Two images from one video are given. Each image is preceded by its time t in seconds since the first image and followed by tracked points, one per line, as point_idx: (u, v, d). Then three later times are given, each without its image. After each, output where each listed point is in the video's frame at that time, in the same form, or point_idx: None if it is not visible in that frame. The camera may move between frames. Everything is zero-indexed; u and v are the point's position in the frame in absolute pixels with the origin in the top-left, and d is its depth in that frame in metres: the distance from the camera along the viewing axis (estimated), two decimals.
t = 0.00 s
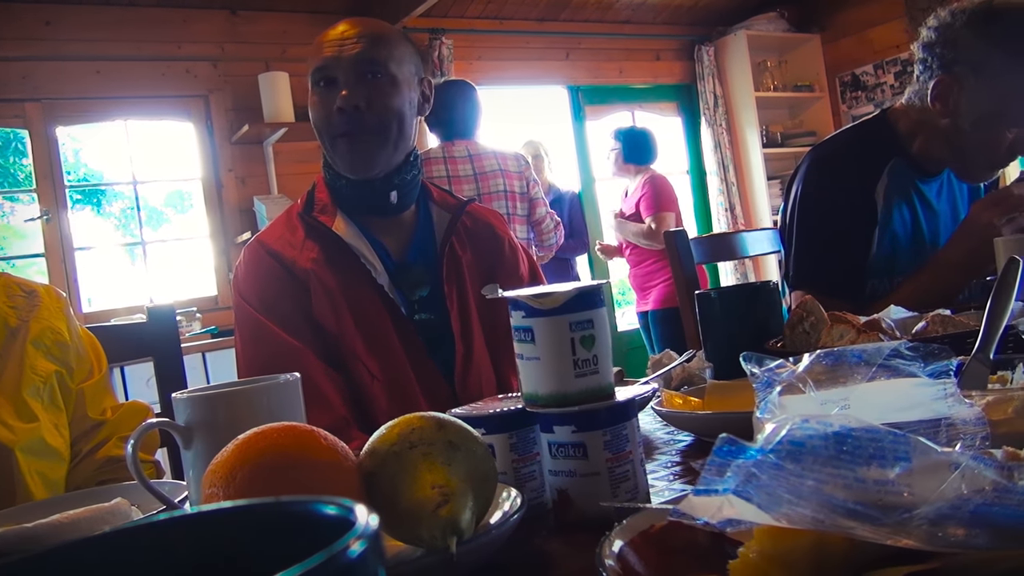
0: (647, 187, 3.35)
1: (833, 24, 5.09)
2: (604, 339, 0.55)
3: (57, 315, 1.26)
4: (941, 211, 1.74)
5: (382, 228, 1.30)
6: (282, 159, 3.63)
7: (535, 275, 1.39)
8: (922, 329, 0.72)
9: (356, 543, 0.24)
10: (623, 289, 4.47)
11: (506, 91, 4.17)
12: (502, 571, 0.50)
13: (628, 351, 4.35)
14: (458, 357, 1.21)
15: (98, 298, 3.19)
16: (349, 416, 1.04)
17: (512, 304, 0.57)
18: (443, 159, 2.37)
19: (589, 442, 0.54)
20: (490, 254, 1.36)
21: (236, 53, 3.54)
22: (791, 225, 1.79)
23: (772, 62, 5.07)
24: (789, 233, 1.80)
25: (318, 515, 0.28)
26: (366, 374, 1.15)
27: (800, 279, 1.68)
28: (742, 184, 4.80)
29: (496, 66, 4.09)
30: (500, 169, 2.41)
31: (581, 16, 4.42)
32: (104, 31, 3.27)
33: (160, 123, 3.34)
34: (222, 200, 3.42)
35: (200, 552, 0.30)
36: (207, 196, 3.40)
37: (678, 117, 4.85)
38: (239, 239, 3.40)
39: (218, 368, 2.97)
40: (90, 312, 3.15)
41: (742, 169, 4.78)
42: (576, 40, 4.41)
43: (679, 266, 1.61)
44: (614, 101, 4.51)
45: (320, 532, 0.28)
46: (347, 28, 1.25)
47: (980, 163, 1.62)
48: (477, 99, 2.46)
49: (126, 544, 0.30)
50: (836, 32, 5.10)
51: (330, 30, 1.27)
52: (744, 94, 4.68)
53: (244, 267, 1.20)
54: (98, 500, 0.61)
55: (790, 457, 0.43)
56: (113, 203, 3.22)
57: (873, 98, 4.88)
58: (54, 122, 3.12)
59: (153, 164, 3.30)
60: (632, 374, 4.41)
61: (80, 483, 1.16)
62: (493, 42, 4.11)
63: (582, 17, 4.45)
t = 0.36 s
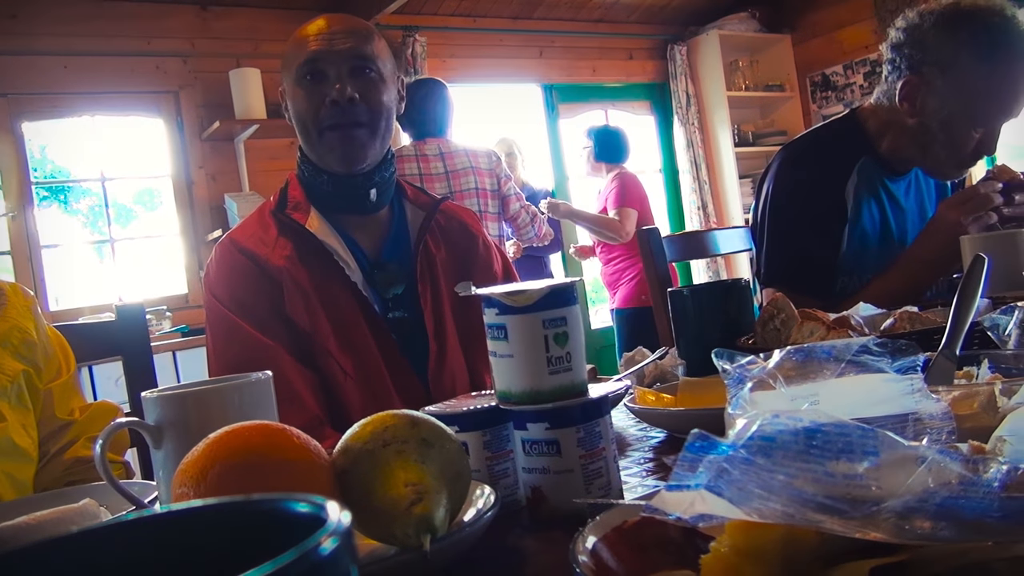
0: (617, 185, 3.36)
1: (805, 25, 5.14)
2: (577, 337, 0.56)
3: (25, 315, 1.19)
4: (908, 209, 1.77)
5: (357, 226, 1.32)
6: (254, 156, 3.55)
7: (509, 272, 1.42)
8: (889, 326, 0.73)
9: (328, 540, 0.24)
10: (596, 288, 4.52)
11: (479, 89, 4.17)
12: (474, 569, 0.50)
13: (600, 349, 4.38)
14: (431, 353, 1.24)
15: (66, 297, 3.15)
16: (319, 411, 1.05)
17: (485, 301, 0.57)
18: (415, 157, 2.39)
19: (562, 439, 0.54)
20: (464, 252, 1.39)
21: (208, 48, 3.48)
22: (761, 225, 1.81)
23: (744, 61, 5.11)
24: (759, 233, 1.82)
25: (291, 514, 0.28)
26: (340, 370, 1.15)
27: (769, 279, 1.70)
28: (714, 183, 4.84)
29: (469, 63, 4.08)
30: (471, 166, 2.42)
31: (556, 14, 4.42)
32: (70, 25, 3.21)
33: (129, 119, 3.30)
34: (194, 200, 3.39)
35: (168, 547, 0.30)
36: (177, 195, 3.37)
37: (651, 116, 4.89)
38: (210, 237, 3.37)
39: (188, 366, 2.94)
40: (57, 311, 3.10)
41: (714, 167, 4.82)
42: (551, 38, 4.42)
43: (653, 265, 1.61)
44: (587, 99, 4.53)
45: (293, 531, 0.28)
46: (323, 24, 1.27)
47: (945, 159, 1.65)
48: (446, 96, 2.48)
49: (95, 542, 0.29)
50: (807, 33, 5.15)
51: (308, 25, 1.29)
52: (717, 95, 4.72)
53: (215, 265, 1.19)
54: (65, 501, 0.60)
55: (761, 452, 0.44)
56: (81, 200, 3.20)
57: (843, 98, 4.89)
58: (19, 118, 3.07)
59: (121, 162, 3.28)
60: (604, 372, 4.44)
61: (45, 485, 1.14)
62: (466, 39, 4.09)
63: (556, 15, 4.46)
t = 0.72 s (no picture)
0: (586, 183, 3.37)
1: (771, 25, 5.19)
2: (547, 335, 0.56)
3: None
4: (873, 207, 1.81)
5: (329, 223, 1.32)
6: (223, 154, 3.52)
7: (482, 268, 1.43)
8: (855, 323, 0.74)
9: (296, 537, 0.24)
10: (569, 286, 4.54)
11: (449, 86, 4.16)
12: (446, 567, 0.50)
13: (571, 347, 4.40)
14: (405, 349, 1.24)
15: (29, 297, 3.09)
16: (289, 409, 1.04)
17: (456, 299, 0.57)
18: (384, 156, 2.42)
19: (533, 436, 0.54)
20: (436, 248, 1.39)
21: (174, 45, 3.44)
22: (730, 224, 1.83)
23: (712, 61, 5.15)
24: (728, 232, 1.84)
25: (259, 512, 0.28)
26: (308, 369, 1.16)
27: (739, 275, 1.71)
28: (684, 183, 4.88)
29: (438, 61, 4.08)
30: (440, 166, 2.47)
31: (526, 12, 4.43)
32: (31, 20, 3.16)
33: (93, 116, 3.25)
34: (160, 199, 3.33)
35: (155, 546, 0.29)
36: (144, 193, 3.32)
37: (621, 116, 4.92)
38: (177, 235, 3.32)
39: (155, 366, 2.90)
40: (20, 311, 3.05)
41: (684, 166, 4.86)
42: (521, 36, 4.42)
43: (622, 264, 1.62)
44: (557, 98, 4.55)
45: (262, 529, 0.28)
46: (290, 22, 1.28)
47: (907, 156, 1.67)
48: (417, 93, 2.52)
49: (56, 544, 0.29)
50: (775, 33, 5.19)
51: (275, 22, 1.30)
52: (687, 94, 4.77)
53: (183, 262, 1.20)
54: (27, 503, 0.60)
55: (729, 448, 0.42)
56: (45, 198, 3.15)
57: (810, 98, 4.94)
58: None
59: (87, 160, 3.22)
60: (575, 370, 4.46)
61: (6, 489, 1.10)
62: (438, 37, 4.09)
63: (526, 14, 4.46)
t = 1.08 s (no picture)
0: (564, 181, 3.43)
1: (740, 28, 5.25)
2: (519, 335, 0.56)
3: None
4: (841, 208, 1.83)
5: (298, 223, 1.36)
6: (191, 153, 3.45)
7: (451, 268, 1.49)
8: (823, 323, 0.76)
9: (264, 538, 0.24)
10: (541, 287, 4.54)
11: (421, 87, 4.15)
12: (417, 567, 0.50)
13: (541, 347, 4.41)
14: (374, 350, 1.30)
15: None
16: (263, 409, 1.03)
17: (428, 299, 0.57)
18: (356, 157, 2.44)
19: (505, 436, 0.54)
20: (405, 247, 1.44)
21: (141, 42, 3.38)
22: (701, 223, 1.85)
23: (683, 63, 5.19)
24: (700, 232, 1.86)
25: (226, 513, 0.28)
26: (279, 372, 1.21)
27: (710, 275, 1.73)
28: (655, 182, 4.92)
29: (410, 61, 4.06)
30: (412, 167, 2.51)
31: (498, 12, 4.43)
32: None
33: (58, 114, 3.21)
34: (127, 199, 3.28)
35: (134, 549, 0.29)
36: (111, 193, 3.27)
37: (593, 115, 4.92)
38: (146, 236, 3.27)
39: (123, 368, 2.87)
40: None
41: (654, 167, 4.91)
42: (493, 37, 4.43)
43: (594, 263, 1.63)
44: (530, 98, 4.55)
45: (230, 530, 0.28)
46: (263, 18, 1.36)
47: (871, 161, 1.71)
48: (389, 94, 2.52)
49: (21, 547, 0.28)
50: (744, 35, 5.22)
51: (250, 18, 1.37)
52: (657, 94, 4.80)
53: (149, 265, 1.24)
54: None
55: (699, 446, 0.43)
56: (9, 197, 3.12)
57: (779, 100, 5.01)
58: None
59: (54, 159, 3.19)
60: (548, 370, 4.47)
61: None
62: (410, 37, 4.09)
63: (499, 14, 4.46)
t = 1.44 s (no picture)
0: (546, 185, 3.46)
1: (711, 32, 5.30)
2: (491, 337, 0.56)
3: None
4: (810, 210, 1.86)
5: (270, 225, 1.38)
6: (160, 155, 3.39)
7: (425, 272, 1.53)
8: (793, 323, 0.77)
9: (234, 542, 0.24)
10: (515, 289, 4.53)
11: (394, 89, 4.14)
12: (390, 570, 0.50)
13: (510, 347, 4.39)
14: (348, 356, 1.31)
15: None
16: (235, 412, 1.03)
17: (400, 302, 0.57)
18: (328, 159, 2.46)
19: (478, 438, 0.54)
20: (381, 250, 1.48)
21: (109, 43, 3.33)
22: (672, 224, 1.86)
23: (655, 66, 5.21)
24: (670, 232, 1.87)
25: (194, 518, 0.27)
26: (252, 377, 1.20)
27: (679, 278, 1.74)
28: (627, 183, 4.96)
29: (381, 63, 4.04)
30: (385, 169, 2.52)
31: (470, 15, 4.43)
32: None
33: (24, 116, 3.17)
34: (94, 201, 3.23)
35: (105, 558, 0.29)
36: (78, 195, 3.22)
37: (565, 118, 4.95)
38: (113, 239, 3.21)
39: (90, 373, 2.82)
40: None
41: (627, 170, 4.94)
42: (465, 39, 4.42)
43: (567, 265, 1.64)
44: (502, 101, 4.56)
45: (197, 535, 0.27)
46: (243, 18, 1.36)
47: (842, 160, 1.72)
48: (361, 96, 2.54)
49: None
50: (714, 40, 5.28)
51: (224, 19, 1.37)
52: (629, 97, 4.83)
53: (117, 268, 1.23)
54: None
55: (670, 446, 0.43)
56: None
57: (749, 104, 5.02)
58: None
59: (19, 160, 3.17)
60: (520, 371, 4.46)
61: None
62: (381, 39, 4.07)
63: (471, 16, 4.46)
